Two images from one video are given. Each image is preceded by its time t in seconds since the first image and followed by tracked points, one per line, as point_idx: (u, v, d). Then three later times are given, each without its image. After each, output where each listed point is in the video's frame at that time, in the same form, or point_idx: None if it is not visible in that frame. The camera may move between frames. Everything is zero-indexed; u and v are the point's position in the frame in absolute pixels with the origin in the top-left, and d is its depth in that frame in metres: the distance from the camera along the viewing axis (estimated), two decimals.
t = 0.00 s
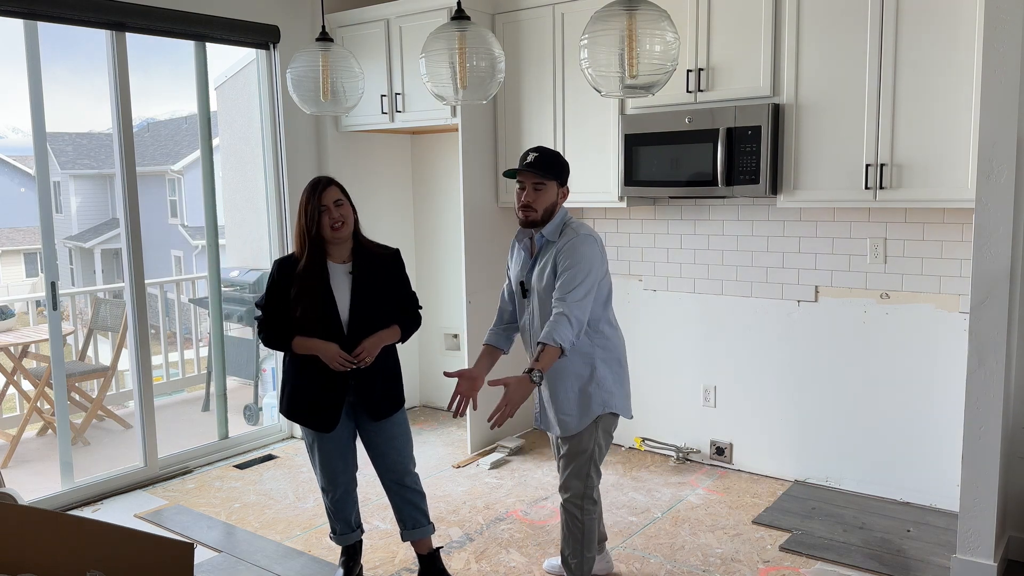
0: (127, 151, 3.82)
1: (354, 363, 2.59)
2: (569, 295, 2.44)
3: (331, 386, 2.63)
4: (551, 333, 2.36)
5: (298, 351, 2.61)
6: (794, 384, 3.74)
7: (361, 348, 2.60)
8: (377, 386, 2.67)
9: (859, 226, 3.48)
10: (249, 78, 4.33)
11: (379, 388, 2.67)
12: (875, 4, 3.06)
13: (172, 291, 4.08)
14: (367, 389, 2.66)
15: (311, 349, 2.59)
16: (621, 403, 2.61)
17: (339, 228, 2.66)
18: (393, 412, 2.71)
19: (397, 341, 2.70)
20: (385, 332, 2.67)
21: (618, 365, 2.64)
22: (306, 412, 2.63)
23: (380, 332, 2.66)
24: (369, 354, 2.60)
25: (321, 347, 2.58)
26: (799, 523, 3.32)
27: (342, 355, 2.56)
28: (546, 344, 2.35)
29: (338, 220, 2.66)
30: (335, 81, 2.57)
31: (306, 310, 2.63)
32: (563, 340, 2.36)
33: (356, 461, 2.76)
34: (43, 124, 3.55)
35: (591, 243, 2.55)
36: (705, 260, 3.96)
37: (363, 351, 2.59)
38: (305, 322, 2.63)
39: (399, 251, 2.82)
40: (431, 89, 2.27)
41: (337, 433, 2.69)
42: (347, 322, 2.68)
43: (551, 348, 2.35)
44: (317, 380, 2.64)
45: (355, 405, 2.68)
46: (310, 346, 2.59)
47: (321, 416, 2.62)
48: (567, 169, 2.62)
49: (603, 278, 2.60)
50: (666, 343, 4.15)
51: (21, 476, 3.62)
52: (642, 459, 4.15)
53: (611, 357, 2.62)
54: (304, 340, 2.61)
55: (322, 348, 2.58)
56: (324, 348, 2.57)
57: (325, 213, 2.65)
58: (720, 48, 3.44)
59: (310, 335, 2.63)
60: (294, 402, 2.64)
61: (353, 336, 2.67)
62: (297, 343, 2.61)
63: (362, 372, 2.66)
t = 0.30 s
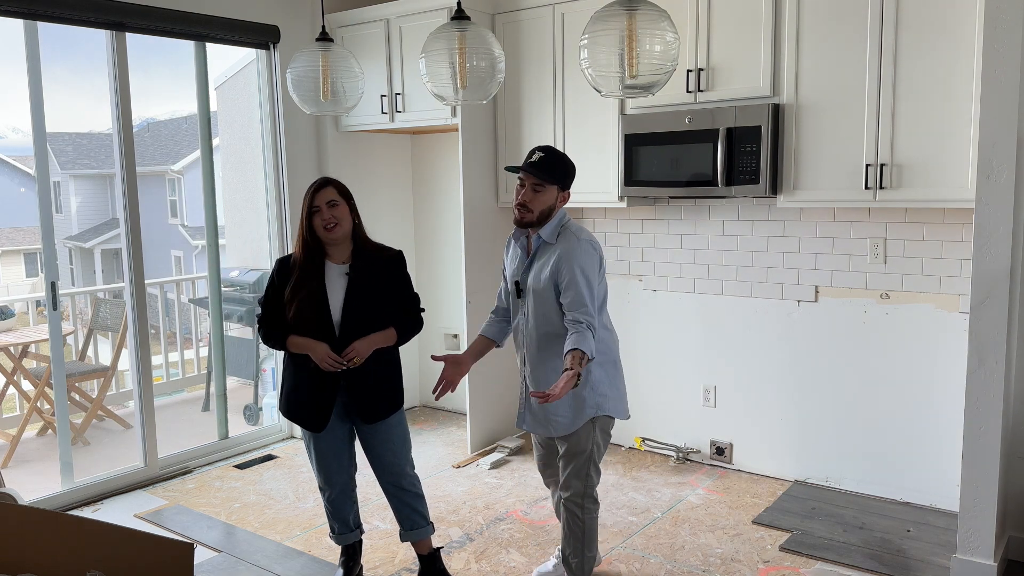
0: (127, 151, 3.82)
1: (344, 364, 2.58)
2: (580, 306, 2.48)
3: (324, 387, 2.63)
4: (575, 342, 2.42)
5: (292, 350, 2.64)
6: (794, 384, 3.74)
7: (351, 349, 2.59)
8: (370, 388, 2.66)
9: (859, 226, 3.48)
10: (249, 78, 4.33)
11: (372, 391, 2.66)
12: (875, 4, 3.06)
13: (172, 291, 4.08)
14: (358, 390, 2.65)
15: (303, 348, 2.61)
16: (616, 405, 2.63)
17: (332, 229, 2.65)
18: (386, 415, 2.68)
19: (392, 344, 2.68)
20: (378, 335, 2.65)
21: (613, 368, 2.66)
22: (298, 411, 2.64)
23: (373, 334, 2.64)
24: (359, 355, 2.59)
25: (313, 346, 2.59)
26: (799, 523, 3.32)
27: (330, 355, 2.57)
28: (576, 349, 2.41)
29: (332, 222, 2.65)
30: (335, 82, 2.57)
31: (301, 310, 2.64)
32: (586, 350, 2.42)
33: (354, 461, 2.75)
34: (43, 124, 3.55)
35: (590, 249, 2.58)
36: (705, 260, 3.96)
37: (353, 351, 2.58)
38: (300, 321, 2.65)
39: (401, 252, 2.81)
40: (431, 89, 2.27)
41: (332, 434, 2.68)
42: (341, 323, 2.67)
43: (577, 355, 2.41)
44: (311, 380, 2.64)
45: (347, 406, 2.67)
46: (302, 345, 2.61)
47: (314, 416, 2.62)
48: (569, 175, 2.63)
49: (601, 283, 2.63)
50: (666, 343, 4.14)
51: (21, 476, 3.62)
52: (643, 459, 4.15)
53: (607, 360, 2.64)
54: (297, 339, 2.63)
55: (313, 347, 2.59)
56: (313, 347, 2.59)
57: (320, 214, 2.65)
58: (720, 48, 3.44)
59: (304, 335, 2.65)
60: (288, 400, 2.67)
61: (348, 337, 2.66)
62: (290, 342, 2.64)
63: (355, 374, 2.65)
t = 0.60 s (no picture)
0: (127, 151, 3.82)
1: (344, 365, 2.58)
2: (603, 300, 2.53)
3: (325, 388, 2.63)
4: (613, 329, 2.43)
5: (293, 351, 2.65)
6: (795, 384, 3.74)
7: (352, 350, 2.58)
8: (371, 389, 2.66)
9: (859, 226, 3.48)
10: (249, 78, 4.33)
11: (373, 392, 2.66)
12: (875, 4, 3.06)
13: (172, 291, 4.08)
14: (358, 391, 2.65)
15: (302, 349, 2.61)
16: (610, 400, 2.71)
17: (335, 230, 2.65)
18: (387, 416, 2.68)
19: (393, 345, 2.68)
20: (379, 336, 2.65)
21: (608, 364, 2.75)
22: (299, 411, 2.65)
23: (373, 336, 2.64)
24: (360, 356, 2.58)
25: (314, 347, 2.60)
26: (799, 523, 3.32)
27: (331, 356, 2.57)
28: (617, 335, 2.41)
29: (333, 223, 2.65)
30: (335, 82, 2.57)
31: (302, 311, 2.65)
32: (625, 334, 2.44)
33: (355, 460, 2.75)
34: (44, 125, 3.55)
35: (598, 248, 2.65)
36: (705, 260, 3.96)
37: (353, 352, 2.57)
38: (301, 322, 2.66)
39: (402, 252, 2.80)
40: (431, 89, 2.27)
41: (334, 434, 2.68)
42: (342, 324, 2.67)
43: (620, 339, 2.40)
44: (313, 380, 2.64)
45: (348, 406, 2.67)
46: (302, 346, 2.62)
47: (316, 416, 2.63)
48: (573, 176, 2.66)
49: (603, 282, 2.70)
50: (666, 343, 4.15)
51: (21, 476, 3.62)
52: (643, 459, 4.15)
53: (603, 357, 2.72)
54: (297, 340, 2.64)
55: (313, 349, 2.60)
56: (314, 348, 2.59)
57: (320, 214, 2.65)
58: (720, 48, 3.44)
59: (305, 335, 2.65)
60: (290, 399, 2.68)
61: (348, 339, 2.66)
62: (291, 343, 2.65)
63: (357, 375, 2.65)
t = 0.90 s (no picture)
0: (127, 151, 3.82)
1: (351, 367, 2.59)
2: (600, 286, 2.67)
3: (332, 388, 2.64)
4: (616, 306, 2.59)
5: (299, 352, 2.64)
6: (795, 384, 3.74)
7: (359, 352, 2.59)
8: (377, 389, 2.66)
9: (859, 225, 3.48)
10: (249, 78, 4.33)
11: (379, 392, 2.66)
12: (875, 4, 3.06)
13: (172, 291, 4.08)
14: (364, 391, 2.65)
15: (308, 350, 2.62)
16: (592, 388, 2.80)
17: (339, 228, 2.65)
18: (393, 416, 2.68)
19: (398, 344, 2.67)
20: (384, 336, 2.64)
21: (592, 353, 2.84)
22: (304, 412, 2.66)
23: (379, 336, 2.64)
24: (366, 358, 2.59)
25: (320, 349, 2.60)
26: (799, 523, 3.32)
27: (338, 358, 2.57)
28: (620, 315, 2.57)
29: (337, 221, 2.65)
30: (335, 82, 2.57)
31: (307, 311, 2.65)
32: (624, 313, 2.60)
33: (358, 459, 2.76)
34: (43, 125, 3.55)
35: (589, 241, 2.75)
36: (705, 260, 3.96)
37: (361, 355, 2.59)
38: (306, 323, 2.66)
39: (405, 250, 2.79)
40: (430, 89, 2.27)
41: (339, 434, 2.69)
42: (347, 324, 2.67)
43: (624, 318, 2.56)
44: (318, 381, 2.65)
45: (354, 407, 2.67)
46: (308, 348, 2.62)
47: (321, 417, 2.63)
48: (563, 177, 2.71)
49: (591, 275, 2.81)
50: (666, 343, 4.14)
51: (21, 477, 3.62)
52: (643, 459, 4.15)
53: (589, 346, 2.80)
54: (303, 341, 2.64)
55: (320, 350, 2.60)
56: (320, 350, 2.59)
57: (323, 213, 2.65)
58: (720, 48, 3.44)
59: (310, 336, 2.65)
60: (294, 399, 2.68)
61: (353, 339, 2.66)
62: (297, 344, 2.65)
63: (363, 375, 2.65)
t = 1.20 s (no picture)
0: (127, 151, 3.82)
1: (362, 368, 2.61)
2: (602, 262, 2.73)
3: (339, 388, 2.64)
4: (622, 264, 2.62)
5: (307, 354, 2.63)
6: (795, 383, 3.74)
7: (369, 353, 2.61)
8: (384, 388, 2.66)
9: (859, 226, 3.48)
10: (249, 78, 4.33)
11: (387, 391, 2.67)
12: (875, 4, 3.06)
13: (172, 291, 4.08)
14: (372, 390, 2.66)
15: (318, 353, 2.60)
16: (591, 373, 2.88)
17: (346, 227, 2.64)
18: (401, 415, 2.70)
19: (406, 344, 2.70)
20: (392, 336, 2.67)
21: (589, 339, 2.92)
22: (311, 413, 2.65)
23: (388, 337, 2.66)
24: (377, 359, 2.61)
25: (333, 351, 2.59)
26: (799, 523, 3.32)
27: (350, 360, 2.58)
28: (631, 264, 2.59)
29: (344, 220, 2.64)
30: (335, 82, 2.57)
31: (314, 312, 2.64)
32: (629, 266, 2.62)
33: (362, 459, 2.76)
34: (43, 125, 3.55)
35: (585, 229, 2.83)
36: (705, 260, 3.96)
37: (371, 356, 2.61)
38: (313, 324, 2.64)
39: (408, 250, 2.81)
40: (430, 89, 2.27)
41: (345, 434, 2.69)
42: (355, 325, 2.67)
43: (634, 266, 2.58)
44: (325, 382, 2.64)
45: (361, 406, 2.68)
46: (319, 350, 2.60)
47: (329, 417, 2.63)
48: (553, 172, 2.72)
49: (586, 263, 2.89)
50: (666, 343, 4.14)
51: (21, 477, 3.62)
52: (643, 459, 4.15)
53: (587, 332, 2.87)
54: (312, 343, 2.63)
55: (332, 353, 2.59)
56: (332, 352, 2.59)
57: (331, 211, 2.65)
58: (720, 48, 3.44)
59: (319, 338, 2.64)
60: (300, 400, 2.66)
61: (360, 339, 2.66)
62: (306, 346, 2.63)
63: (371, 375, 2.66)
